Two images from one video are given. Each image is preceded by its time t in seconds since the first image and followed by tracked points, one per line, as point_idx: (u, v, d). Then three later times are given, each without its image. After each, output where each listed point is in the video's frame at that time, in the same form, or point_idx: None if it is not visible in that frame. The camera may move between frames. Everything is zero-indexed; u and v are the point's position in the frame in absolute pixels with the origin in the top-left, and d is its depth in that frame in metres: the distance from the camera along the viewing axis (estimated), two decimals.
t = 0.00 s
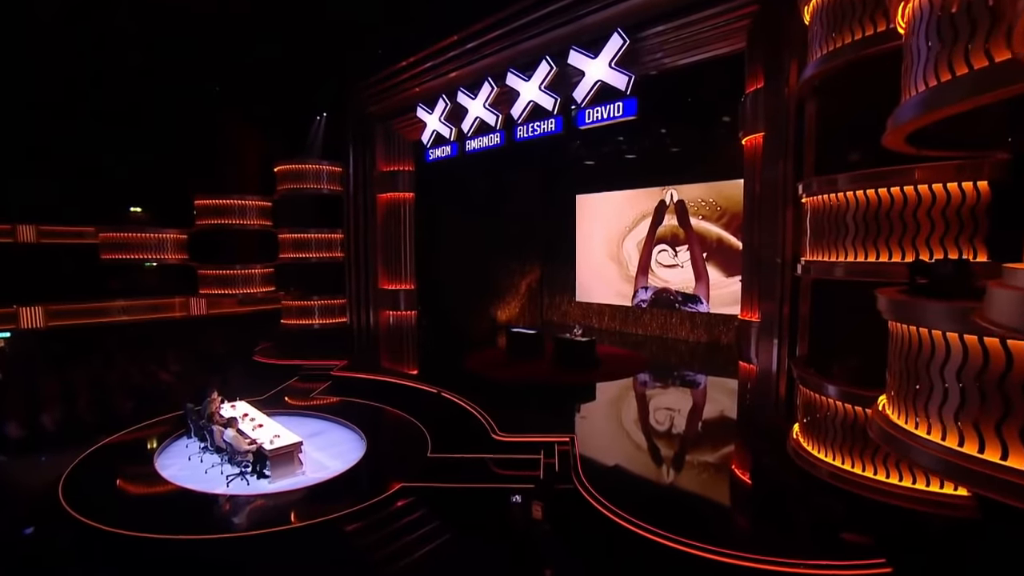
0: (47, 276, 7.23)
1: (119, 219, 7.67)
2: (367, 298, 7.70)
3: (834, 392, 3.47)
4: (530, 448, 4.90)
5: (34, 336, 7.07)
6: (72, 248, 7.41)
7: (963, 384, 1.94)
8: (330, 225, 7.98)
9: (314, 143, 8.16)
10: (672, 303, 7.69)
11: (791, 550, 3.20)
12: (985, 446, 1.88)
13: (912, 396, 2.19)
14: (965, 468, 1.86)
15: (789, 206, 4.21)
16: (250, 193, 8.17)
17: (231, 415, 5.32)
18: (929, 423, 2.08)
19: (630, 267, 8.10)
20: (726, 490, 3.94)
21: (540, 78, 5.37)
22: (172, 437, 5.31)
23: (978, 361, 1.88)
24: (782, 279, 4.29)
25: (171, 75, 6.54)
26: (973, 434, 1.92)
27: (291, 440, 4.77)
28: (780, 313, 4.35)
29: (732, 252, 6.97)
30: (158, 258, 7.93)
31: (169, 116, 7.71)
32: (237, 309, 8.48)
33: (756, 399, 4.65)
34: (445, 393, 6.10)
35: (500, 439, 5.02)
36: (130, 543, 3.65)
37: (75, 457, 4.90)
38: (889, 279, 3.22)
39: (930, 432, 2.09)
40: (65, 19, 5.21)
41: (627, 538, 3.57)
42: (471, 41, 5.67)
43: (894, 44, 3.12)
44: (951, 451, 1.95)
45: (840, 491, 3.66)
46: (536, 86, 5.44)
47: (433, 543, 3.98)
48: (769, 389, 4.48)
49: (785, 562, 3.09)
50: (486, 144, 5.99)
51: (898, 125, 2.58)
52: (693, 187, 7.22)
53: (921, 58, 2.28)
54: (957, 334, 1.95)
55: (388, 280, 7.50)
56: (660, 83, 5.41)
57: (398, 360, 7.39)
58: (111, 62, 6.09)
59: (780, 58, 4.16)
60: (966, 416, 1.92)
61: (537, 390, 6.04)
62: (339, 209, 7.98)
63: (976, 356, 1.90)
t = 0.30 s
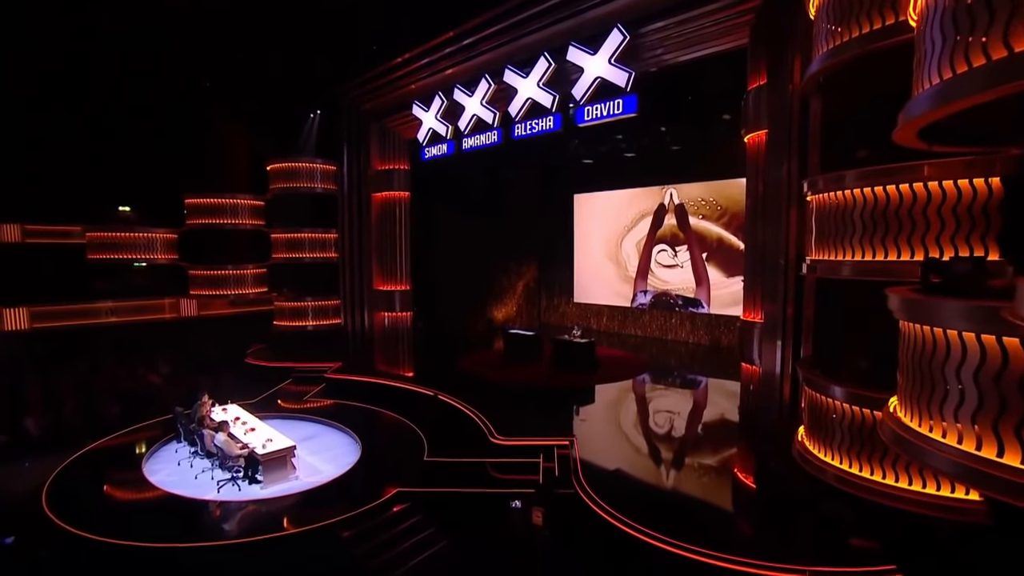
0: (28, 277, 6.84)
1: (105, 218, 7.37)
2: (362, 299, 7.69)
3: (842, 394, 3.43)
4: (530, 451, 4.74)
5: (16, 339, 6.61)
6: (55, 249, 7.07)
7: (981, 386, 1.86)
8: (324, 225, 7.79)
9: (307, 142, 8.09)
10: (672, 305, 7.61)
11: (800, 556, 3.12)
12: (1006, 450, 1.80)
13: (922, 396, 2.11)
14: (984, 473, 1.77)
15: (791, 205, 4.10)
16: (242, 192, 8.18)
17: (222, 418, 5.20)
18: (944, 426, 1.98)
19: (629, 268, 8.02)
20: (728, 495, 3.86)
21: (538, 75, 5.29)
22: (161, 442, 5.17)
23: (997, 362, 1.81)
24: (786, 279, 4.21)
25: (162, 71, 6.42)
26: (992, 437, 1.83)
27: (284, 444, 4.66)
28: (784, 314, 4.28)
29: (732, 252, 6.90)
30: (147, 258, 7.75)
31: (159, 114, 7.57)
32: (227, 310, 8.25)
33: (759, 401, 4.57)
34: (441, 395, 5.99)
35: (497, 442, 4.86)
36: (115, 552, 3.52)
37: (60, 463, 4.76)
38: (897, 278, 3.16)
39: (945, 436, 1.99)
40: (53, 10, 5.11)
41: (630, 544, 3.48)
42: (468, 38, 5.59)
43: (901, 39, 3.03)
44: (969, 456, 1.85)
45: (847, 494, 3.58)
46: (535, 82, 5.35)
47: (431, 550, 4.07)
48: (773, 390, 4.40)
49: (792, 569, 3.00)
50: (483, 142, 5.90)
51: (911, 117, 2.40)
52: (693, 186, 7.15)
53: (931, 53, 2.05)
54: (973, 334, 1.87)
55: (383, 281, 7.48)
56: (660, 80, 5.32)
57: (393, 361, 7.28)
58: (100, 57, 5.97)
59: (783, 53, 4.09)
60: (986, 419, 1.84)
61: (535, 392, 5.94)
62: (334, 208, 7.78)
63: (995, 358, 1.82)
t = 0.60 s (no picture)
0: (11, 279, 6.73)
1: (89, 218, 7.19)
2: (355, 300, 7.50)
3: (851, 397, 3.30)
4: (529, 457, 4.65)
5: None
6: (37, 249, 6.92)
7: (1007, 388, 1.76)
8: (317, 225, 7.66)
9: (300, 141, 7.95)
10: (672, 307, 7.51)
11: (813, 564, 3.00)
12: None
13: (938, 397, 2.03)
14: (1013, 482, 1.67)
15: (799, 204, 4.00)
16: (231, 191, 8.00)
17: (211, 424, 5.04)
18: (965, 431, 1.88)
19: (627, 269, 7.92)
20: (732, 501, 3.74)
21: (537, 70, 5.19)
22: (147, 448, 5.01)
23: None
24: (791, 279, 4.11)
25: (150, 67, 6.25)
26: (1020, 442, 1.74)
27: (275, 450, 4.51)
28: (790, 315, 4.16)
29: (734, 252, 6.81)
30: (134, 258, 7.56)
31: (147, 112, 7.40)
32: (216, 312, 8.16)
33: (762, 404, 4.47)
34: (437, 399, 5.86)
35: (496, 447, 4.78)
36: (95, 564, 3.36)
37: (40, 471, 4.59)
38: (911, 277, 3.06)
39: (966, 441, 1.89)
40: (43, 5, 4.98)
41: (635, 553, 3.35)
42: (463, 33, 5.47)
43: (918, 29, 2.93)
44: (993, 462, 1.75)
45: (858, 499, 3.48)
46: (532, 79, 5.24)
47: (427, 559, 3.82)
48: (777, 394, 4.30)
49: None
50: (480, 139, 5.78)
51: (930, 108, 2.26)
52: (693, 185, 7.06)
53: (949, 44, 1.96)
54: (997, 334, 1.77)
55: (377, 282, 7.29)
56: (660, 77, 5.21)
57: (387, 364, 7.14)
58: (85, 51, 5.81)
59: (788, 47, 4.00)
60: (1012, 423, 1.74)
61: (533, 395, 5.82)
62: (326, 207, 7.60)
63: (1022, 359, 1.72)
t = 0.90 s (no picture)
0: None
1: (74, 219, 7.10)
2: (348, 304, 7.30)
3: (859, 401, 3.25)
4: (529, 463, 4.52)
5: None
6: (20, 250, 6.73)
7: None
8: (309, 226, 7.59)
9: (291, 140, 7.81)
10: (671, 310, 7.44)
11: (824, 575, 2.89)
12: None
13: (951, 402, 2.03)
14: None
15: (803, 203, 3.93)
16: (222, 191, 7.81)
17: (199, 430, 4.90)
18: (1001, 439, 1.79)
19: (626, 271, 7.83)
20: (734, 506, 3.65)
21: (534, 68, 5.07)
22: (133, 455, 4.85)
23: None
24: (795, 280, 4.03)
25: (136, 63, 6.09)
26: None
27: (266, 456, 4.38)
28: (794, 318, 4.06)
29: (736, 254, 6.72)
30: (120, 260, 7.46)
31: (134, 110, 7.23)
32: (206, 314, 8.02)
33: (765, 408, 4.38)
34: (433, 404, 5.72)
35: (493, 453, 4.65)
36: None
37: (21, 478, 4.43)
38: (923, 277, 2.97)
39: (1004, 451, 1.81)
40: None
41: (639, 563, 3.23)
42: (459, 30, 5.38)
43: (932, 23, 2.84)
44: None
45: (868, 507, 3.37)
46: (530, 77, 5.13)
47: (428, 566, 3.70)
48: (782, 398, 4.19)
49: None
50: (476, 139, 5.67)
51: (939, 110, 2.19)
52: (693, 185, 6.98)
53: (961, 41, 1.90)
54: None
55: (371, 284, 7.15)
56: (660, 75, 5.11)
57: (381, 368, 7.00)
58: (70, 47, 5.65)
59: (792, 44, 3.91)
60: None
61: (531, 399, 5.70)
62: (318, 208, 7.57)
63: None
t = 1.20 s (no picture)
0: None
1: (56, 219, 6.79)
2: (340, 308, 7.22)
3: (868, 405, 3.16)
4: (528, 471, 4.39)
5: None
6: None
7: None
8: (298, 229, 7.32)
9: (281, 140, 7.64)
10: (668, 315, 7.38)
11: None
12: None
13: (972, 406, 2.01)
14: None
15: (809, 204, 3.83)
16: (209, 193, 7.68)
17: (185, 439, 4.73)
18: None
19: (623, 274, 7.74)
20: (738, 515, 3.56)
21: (531, 67, 4.98)
22: (115, 465, 4.67)
23: None
24: (799, 283, 3.94)
25: (121, 59, 5.91)
26: None
27: (255, 465, 4.22)
28: (799, 321, 3.97)
29: (737, 257, 6.64)
30: (103, 262, 7.17)
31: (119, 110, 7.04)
32: (193, 319, 7.77)
33: (767, 413, 4.28)
34: (428, 410, 5.58)
35: (490, 461, 4.50)
36: None
37: None
38: (935, 278, 2.87)
39: None
40: None
41: None
42: (453, 28, 5.27)
43: (938, 18, 2.75)
44: None
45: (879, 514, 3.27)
46: (527, 76, 5.03)
47: None
48: (786, 403, 4.09)
49: None
50: (472, 139, 5.56)
51: (955, 107, 2.09)
52: (693, 187, 6.91)
53: (977, 35, 1.81)
54: None
55: (362, 288, 7.03)
56: (660, 74, 5.01)
57: (374, 374, 6.84)
58: (36, 37, 5.44)
59: (796, 42, 3.83)
60: None
61: (528, 406, 5.57)
62: (309, 210, 7.33)
63: None
